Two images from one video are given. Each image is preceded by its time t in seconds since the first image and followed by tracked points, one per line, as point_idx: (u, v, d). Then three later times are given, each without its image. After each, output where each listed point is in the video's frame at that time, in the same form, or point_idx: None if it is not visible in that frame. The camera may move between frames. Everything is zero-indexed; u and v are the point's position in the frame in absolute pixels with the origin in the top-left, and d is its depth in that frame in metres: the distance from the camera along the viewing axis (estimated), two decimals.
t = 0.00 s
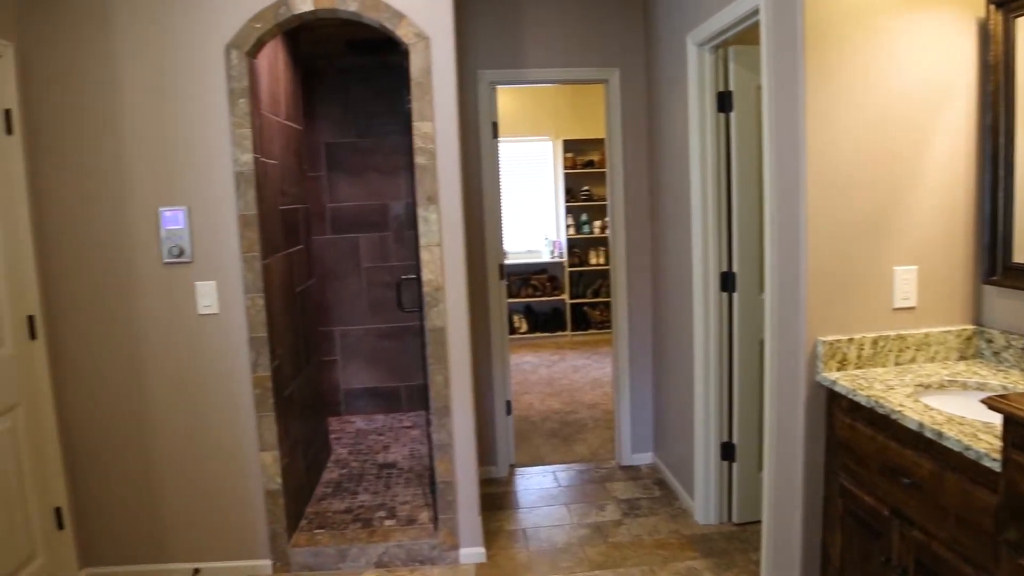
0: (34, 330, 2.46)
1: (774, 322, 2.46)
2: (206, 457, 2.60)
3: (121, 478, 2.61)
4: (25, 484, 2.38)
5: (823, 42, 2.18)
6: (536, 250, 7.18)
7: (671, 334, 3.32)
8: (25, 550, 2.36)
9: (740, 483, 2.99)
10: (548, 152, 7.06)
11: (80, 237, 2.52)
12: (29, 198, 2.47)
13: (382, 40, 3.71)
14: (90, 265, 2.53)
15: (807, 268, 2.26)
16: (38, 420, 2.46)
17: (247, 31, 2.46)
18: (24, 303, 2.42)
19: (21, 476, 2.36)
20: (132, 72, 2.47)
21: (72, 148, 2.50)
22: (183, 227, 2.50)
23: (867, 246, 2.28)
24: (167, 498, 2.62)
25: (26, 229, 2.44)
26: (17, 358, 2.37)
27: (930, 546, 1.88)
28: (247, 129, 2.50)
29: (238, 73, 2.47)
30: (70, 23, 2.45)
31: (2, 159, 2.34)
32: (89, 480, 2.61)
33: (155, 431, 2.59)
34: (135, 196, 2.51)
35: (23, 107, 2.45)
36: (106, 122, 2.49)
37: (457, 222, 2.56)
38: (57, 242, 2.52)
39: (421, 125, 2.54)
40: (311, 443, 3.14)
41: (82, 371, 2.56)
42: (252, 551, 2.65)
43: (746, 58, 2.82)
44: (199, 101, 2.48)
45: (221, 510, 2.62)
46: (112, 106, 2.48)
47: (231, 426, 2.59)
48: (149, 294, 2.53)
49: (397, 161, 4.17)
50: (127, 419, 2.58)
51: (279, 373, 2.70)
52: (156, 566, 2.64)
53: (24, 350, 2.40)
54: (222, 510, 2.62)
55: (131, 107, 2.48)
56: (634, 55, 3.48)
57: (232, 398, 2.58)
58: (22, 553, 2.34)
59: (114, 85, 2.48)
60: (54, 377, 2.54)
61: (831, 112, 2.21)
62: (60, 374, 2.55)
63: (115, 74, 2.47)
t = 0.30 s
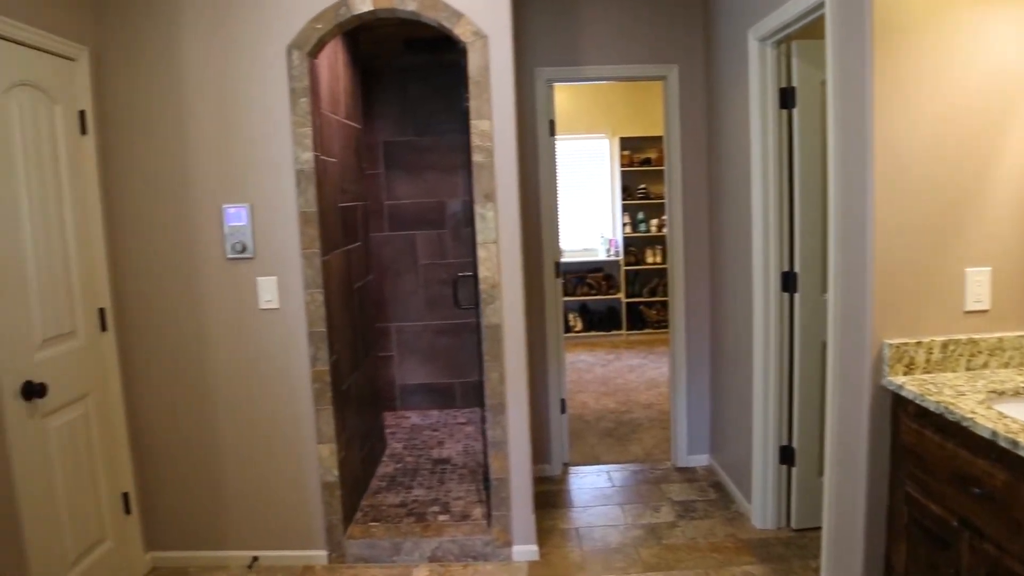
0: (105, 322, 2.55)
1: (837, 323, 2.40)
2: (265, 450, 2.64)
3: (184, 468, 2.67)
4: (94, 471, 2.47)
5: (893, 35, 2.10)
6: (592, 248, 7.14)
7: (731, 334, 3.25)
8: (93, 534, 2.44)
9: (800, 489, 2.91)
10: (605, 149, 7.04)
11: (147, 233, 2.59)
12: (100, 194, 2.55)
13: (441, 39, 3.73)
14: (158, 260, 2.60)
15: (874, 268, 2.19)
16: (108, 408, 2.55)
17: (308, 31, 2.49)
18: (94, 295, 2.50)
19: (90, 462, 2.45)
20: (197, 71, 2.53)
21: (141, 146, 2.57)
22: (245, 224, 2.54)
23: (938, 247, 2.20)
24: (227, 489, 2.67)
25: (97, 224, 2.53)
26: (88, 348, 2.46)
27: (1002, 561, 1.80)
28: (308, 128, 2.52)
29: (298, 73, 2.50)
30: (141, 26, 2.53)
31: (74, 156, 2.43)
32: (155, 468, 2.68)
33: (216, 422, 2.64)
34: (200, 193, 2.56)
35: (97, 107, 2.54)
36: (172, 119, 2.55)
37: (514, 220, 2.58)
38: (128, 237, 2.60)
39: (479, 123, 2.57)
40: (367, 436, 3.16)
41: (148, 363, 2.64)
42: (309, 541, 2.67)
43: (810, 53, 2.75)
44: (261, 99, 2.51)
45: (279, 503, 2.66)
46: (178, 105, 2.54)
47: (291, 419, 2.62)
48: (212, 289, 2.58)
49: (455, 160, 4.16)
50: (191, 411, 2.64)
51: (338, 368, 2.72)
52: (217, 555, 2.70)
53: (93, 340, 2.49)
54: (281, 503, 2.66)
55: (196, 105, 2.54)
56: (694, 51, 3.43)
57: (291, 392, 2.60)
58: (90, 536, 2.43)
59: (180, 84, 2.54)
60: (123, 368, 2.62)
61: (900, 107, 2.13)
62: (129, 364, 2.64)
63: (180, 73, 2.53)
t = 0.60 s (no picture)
0: (171, 316, 2.65)
1: (904, 325, 2.32)
2: (322, 442, 2.70)
3: (246, 459, 2.75)
4: (160, 459, 2.57)
5: (967, 27, 2.02)
6: (649, 247, 7.04)
7: (792, 335, 3.17)
8: (159, 519, 2.54)
9: (863, 496, 2.82)
10: (663, 147, 6.93)
11: (211, 231, 2.68)
12: (169, 193, 2.66)
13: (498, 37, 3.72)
14: (222, 257, 2.68)
15: (945, 269, 2.11)
16: (174, 399, 2.65)
17: (368, 32, 2.53)
18: (162, 289, 2.61)
19: (157, 450, 2.56)
20: (259, 72, 2.60)
21: (206, 145, 2.66)
22: (306, 221, 2.59)
23: (1015, 247, 2.10)
24: (286, 481, 2.74)
25: (165, 221, 2.63)
26: (156, 340, 2.57)
27: None
28: (366, 127, 2.55)
29: (358, 72, 2.54)
30: (207, 29, 2.61)
31: (144, 156, 2.54)
32: (217, 458, 2.77)
33: (276, 415, 2.71)
34: (262, 191, 2.63)
35: (165, 108, 2.65)
36: (236, 120, 2.63)
37: (573, 218, 2.58)
38: (194, 234, 2.69)
39: (536, 121, 2.57)
40: (423, 431, 3.19)
41: (213, 356, 2.72)
42: (364, 533, 2.72)
43: (878, 46, 2.66)
44: (320, 98, 2.56)
45: (335, 495, 2.71)
46: (242, 105, 2.62)
47: (349, 414, 2.66)
48: (273, 285, 2.65)
49: (513, 157, 4.09)
50: (252, 403, 2.72)
51: (394, 363, 2.74)
52: (276, 544, 2.77)
53: (161, 333, 2.60)
54: (336, 495, 2.71)
55: (259, 105, 2.61)
56: (756, 45, 3.35)
57: (347, 387, 2.65)
58: (157, 521, 2.53)
59: (244, 85, 2.61)
60: (188, 360, 2.73)
61: (975, 101, 2.04)
62: (194, 357, 2.73)
63: (244, 74, 2.61)
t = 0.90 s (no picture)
0: (235, 310, 2.73)
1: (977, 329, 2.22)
2: (380, 437, 2.73)
3: (305, 451, 2.81)
4: (224, 449, 2.65)
5: None
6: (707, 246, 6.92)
7: (856, 338, 3.08)
8: (222, 507, 2.62)
9: (930, 506, 2.72)
10: (723, 144, 6.81)
11: (274, 228, 2.74)
12: (234, 191, 2.73)
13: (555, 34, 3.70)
14: (284, 254, 2.74)
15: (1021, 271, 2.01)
16: (237, 391, 2.73)
17: (427, 31, 2.54)
18: (227, 285, 2.69)
19: (221, 440, 2.64)
20: (320, 71, 2.64)
21: (270, 144, 2.72)
22: (365, 219, 2.63)
23: None
24: (344, 473, 2.79)
25: (230, 219, 2.71)
26: (221, 333, 2.65)
27: None
28: (425, 125, 2.56)
29: (417, 71, 2.56)
30: (270, 32, 2.67)
31: (210, 155, 2.62)
32: (278, 450, 2.84)
33: (335, 409, 2.76)
34: (323, 189, 2.68)
35: (230, 109, 2.72)
36: (299, 119, 2.68)
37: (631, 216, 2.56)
38: (258, 231, 2.76)
39: (595, 118, 2.56)
40: (478, 428, 3.21)
41: (275, 350, 2.79)
42: (420, 527, 2.75)
43: (952, 38, 2.55)
44: (380, 97, 2.59)
45: (393, 489, 2.75)
46: (304, 105, 2.67)
47: (407, 409, 2.70)
48: (334, 281, 2.70)
49: (571, 155, 4.07)
50: (312, 396, 2.78)
51: (451, 359, 2.76)
52: (334, 535, 2.83)
53: (225, 326, 2.68)
54: (394, 489, 2.75)
55: (321, 104, 2.65)
56: (821, 40, 3.27)
57: (406, 382, 2.68)
58: (220, 510, 2.61)
59: (306, 85, 2.66)
60: (251, 354, 2.80)
61: None
62: (257, 351, 2.80)
63: (306, 74, 2.65)
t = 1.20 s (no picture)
0: (297, 305, 2.79)
1: None
2: (437, 433, 2.76)
3: (364, 445, 2.86)
4: (286, 441, 2.71)
5: None
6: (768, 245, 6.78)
7: (924, 340, 2.98)
8: (283, 498, 2.68)
9: (1001, 517, 2.61)
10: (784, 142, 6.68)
11: (336, 225, 2.79)
12: (295, 188, 2.79)
13: (612, 31, 3.66)
14: (345, 250, 2.79)
15: None
16: (298, 385, 2.79)
17: (486, 29, 2.54)
18: (289, 281, 2.75)
19: (283, 432, 2.70)
20: (381, 71, 2.67)
21: (332, 143, 2.76)
22: (424, 216, 2.65)
23: None
24: (401, 468, 2.82)
25: (292, 216, 2.77)
26: (283, 328, 2.71)
27: None
28: (484, 123, 2.57)
29: (475, 70, 2.56)
30: (332, 32, 2.71)
31: (273, 153, 2.68)
32: (337, 443, 2.89)
33: (394, 404, 2.79)
34: (383, 187, 2.71)
35: (293, 109, 2.78)
36: (360, 118, 2.72)
37: (691, 214, 2.52)
38: (320, 228, 2.81)
39: (654, 115, 2.53)
40: (535, 425, 3.21)
41: (335, 345, 2.84)
42: (476, 524, 2.76)
43: None
44: (439, 95, 2.61)
45: (449, 485, 2.77)
46: (365, 104, 2.70)
47: (464, 405, 2.71)
48: (393, 278, 2.73)
49: (629, 152, 4.04)
50: (371, 390, 2.82)
51: (508, 357, 2.76)
52: (391, 529, 2.86)
53: (287, 321, 2.74)
54: (450, 485, 2.77)
55: (382, 103, 2.68)
56: (889, 34, 3.17)
57: (463, 379, 2.70)
58: (282, 500, 2.67)
59: (367, 84, 2.69)
60: (312, 348, 2.85)
61: None
62: (317, 345, 2.86)
63: (367, 74, 2.69)
